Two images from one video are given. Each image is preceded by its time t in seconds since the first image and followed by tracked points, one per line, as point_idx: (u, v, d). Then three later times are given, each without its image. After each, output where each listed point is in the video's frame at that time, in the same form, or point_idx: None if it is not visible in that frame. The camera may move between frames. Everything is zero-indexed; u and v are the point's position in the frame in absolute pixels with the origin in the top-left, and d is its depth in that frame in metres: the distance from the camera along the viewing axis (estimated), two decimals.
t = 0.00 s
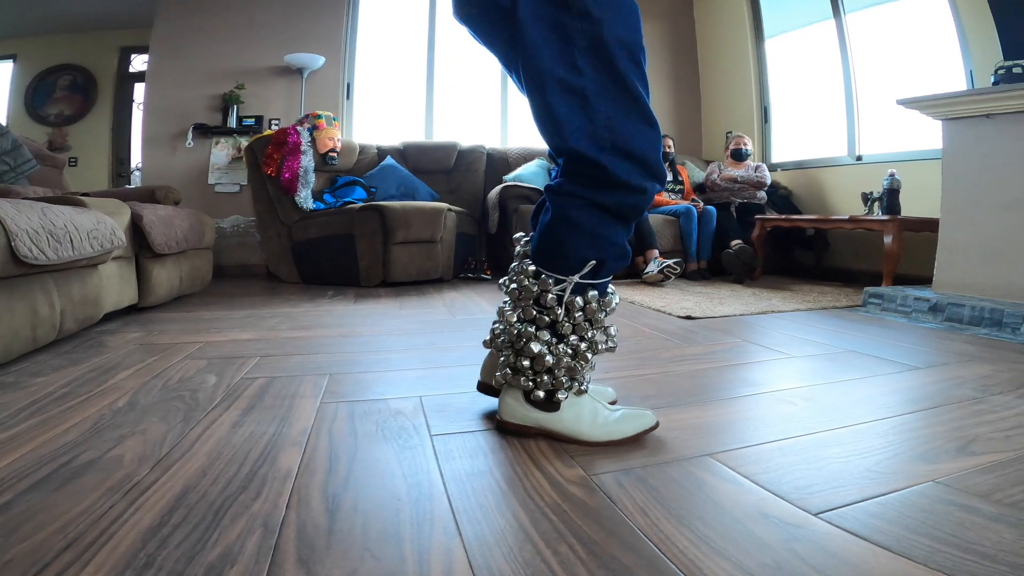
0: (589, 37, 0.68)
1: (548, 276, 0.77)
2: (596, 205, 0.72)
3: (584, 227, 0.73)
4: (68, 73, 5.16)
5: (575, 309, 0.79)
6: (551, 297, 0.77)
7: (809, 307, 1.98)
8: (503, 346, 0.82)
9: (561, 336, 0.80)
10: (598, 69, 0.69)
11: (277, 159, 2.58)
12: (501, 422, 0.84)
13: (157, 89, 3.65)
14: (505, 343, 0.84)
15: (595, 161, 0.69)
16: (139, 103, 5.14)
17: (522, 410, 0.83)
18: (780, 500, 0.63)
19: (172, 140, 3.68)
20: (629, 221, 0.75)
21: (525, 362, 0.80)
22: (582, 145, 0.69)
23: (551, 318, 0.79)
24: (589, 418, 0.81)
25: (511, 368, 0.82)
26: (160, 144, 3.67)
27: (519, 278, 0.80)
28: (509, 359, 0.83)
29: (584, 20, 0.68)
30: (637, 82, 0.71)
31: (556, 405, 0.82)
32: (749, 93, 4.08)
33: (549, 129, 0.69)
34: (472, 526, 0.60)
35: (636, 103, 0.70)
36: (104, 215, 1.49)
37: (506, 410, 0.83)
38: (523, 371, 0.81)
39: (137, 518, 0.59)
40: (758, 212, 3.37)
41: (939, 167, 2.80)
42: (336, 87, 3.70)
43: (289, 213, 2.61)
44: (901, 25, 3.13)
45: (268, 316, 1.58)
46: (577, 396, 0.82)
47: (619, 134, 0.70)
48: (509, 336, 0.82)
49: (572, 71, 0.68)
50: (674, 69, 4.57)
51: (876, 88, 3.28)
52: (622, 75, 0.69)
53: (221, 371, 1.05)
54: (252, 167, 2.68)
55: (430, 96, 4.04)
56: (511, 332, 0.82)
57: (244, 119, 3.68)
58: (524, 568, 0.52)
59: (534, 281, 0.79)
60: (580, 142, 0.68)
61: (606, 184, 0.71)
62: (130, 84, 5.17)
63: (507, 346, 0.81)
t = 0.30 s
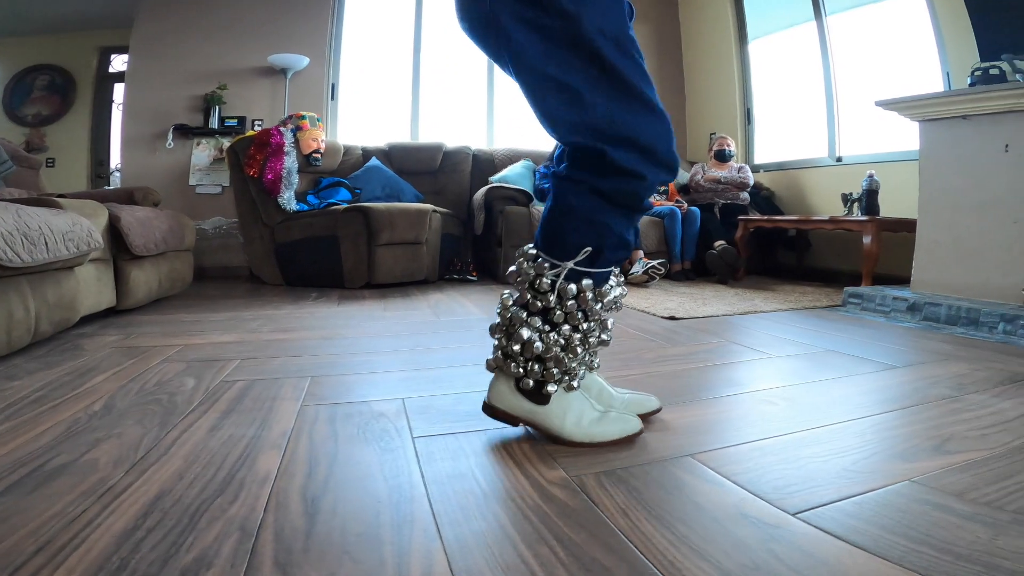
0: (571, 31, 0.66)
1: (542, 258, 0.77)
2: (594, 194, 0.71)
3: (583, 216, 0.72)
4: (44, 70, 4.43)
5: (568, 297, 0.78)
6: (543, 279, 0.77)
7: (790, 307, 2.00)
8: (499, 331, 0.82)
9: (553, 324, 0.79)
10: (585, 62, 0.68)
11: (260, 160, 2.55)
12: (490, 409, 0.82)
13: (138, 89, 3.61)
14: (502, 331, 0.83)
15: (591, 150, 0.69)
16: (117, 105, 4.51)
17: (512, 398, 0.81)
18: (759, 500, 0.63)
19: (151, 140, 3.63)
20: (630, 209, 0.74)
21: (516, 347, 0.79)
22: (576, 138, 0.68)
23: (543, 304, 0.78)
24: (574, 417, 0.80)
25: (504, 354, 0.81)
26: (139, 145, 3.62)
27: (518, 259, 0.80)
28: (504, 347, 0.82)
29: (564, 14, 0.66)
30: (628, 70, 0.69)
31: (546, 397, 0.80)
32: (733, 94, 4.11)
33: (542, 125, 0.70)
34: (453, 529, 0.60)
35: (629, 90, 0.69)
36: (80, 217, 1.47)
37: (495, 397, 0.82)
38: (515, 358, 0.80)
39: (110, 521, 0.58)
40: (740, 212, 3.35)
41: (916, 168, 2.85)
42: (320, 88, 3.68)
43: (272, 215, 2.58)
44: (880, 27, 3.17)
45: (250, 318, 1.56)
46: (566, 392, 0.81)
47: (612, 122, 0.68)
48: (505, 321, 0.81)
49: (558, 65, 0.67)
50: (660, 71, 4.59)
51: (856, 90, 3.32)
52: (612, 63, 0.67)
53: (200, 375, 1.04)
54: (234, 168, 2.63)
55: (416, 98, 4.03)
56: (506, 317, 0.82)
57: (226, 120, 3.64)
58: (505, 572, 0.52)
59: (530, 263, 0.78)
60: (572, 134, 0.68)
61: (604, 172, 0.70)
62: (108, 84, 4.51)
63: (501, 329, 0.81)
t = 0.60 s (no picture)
0: (531, 30, 0.65)
1: (510, 278, 0.78)
2: (542, 200, 0.72)
3: (534, 222, 0.73)
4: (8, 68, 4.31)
5: (532, 309, 0.77)
6: (506, 299, 0.78)
7: (763, 304, 2.02)
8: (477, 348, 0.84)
9: (523, 337, 0.79)
10: (543, 64, 0.67)
11: (230, 158, 2.52)
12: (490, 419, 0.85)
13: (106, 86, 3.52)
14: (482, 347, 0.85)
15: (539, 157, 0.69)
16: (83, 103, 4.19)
17: (503, 410, 0.83)
18: (726, 498, 0.63)
19: (117, 138, 3.56)
20: (586, 216, 0.73)
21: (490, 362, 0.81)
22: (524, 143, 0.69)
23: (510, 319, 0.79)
24: (561, 425, 0.78)
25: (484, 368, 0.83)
26: (104, 143, 3.54)
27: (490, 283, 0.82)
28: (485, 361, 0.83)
29: (524, 13, 0.65)
30: (587, 71, 0.67)
31: (531, 408, 0.80)
32: (707, 93, 4.14)
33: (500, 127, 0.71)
34: (419, 531, 0.59)
35: (586, 92, 0.67)
36: (39, 216, 1.43)
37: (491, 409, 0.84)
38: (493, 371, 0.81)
39: (63, 526, 0.57)
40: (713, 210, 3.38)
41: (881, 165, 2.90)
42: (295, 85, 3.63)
43: (242, 214, 2.51)
44: (848, 27, 3.21)
45: (219, 318, 1.53)
46: (552, 400, 0.80)
47: (562, 127, 0.68)
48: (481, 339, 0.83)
49: (516, 67, 0.67)
50: (636, 70, 4.61)
51: (826, 89, 3.37)
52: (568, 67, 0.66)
53: (163, 377, 1.02)
54: (202, 165, 2.59)
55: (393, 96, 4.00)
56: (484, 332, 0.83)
57: (195, 117, 3.59)
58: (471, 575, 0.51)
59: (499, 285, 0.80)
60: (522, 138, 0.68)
61: (552, 179, 0.70)
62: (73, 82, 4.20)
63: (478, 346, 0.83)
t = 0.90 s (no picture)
0: (510, 23, 0.63)
1: (492, 279, 0.76)
2: (526, 201, 0.69)
3: (520, 225, 0.71)
4: None
5: (517, 313, 0.75)
6: (491, 301, 0.76)
7: (738, 303, 2.03)
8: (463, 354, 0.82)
9: (508, 342, 0.77)
10: (525, 58, 0.65)
11: (201, 157, 2.44)
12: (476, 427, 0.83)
13: (76, 83, 3.44)
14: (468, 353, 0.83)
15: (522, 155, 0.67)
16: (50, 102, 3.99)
17: (489, 417, 0.81)
18: (696, 499, 0.63)
19: (84, 136, 3.46)
20: (572, 218, 0.70)
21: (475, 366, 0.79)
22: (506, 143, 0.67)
23: (496, 322, 0.77)
24: (546, 432, 0.76)
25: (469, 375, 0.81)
26: (69, 141, 3.44)
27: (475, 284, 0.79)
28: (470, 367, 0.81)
29: (503, 5, 0.63)
30: (570, 65, 0.65)
31: (517, 415, 0.78)
32: (684, 94, 4.17)
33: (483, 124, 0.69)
34: (387, 534, 0.58)
35: (569, 88, 0.65)
36: None
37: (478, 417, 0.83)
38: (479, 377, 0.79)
39: (15, 531, 0.56)
40: (691, 210, 3.41)
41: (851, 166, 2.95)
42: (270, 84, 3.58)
43: (213, 214, 2.45)
44: (821, 29, 3.25)
45: (188, 320, 1.51)
46: (537, 406, 0.78)
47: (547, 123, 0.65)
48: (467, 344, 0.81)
49: (497, 61, 0.65)
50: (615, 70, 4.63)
51: (799, 90, 3.41)
52: (548, 63, 0.64)
53: (127, 380, 0.99)
54: (172, 166, 2.51)
55: (370, 95, 3.97)
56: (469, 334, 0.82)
57: (165, 116, 3.50)
58: None
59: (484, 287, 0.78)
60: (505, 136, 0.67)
61: (537, 179, 0.68)
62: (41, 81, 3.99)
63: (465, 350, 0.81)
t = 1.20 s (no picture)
0: (502, 23, 0.63)
1: (472, 278, 0.73)
2: (514, 203, 0.67)
3: (505, 228, 0.68)
4: None
5: (498, 316, 0.72)
6: (472, 301, 0.73)
7: (717, 306, 2.04)
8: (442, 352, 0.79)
9: (488, 344, 0.75)
10: (516, 59, 0.64)
11: (175, 159, 2.37)
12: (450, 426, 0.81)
13: (50, 84, 3.38)
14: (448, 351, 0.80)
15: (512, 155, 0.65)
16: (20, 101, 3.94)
17: (464, 418, 0.79)
18: (669, 505, 0.63)
19: (53, 137, 3.39)
20: (561, 224, 0.68)
21: (453, 367, 0.76)
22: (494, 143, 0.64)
23: (477, 323, 0.74)
24: (521, 438, 0.75)
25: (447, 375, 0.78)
26: (38, 142, 3.37)
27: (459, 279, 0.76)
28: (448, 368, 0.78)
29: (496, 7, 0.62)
30: (562, 68, 0.64)
31: (493, 419, 0.76)
32: (664, 96, 4.19)
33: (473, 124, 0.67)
34: (356, 542, 0.57)
35: (559, 88, 0.64)
36: None
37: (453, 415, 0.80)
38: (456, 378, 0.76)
39: None
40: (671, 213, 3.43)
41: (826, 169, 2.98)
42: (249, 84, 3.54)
43: (187, 216, 2.39)
44: (798, 33, 3.28)
45: (158, 325, 1.48)
46: (513, 412, 0.75)
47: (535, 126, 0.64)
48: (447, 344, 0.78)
49: (488, 63, 0.64)
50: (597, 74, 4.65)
51: (777, 94, 3.44)
52: (540, 63, 0.63)
53: (92, 386, 0.97)
54: (145, 167, 2.41)
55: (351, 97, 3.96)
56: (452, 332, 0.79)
57: (139, 117, 3.44)
58: None
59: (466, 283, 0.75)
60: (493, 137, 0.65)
61: (525, 180, 0.65)
62: (12, 81, 3.92)
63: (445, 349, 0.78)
